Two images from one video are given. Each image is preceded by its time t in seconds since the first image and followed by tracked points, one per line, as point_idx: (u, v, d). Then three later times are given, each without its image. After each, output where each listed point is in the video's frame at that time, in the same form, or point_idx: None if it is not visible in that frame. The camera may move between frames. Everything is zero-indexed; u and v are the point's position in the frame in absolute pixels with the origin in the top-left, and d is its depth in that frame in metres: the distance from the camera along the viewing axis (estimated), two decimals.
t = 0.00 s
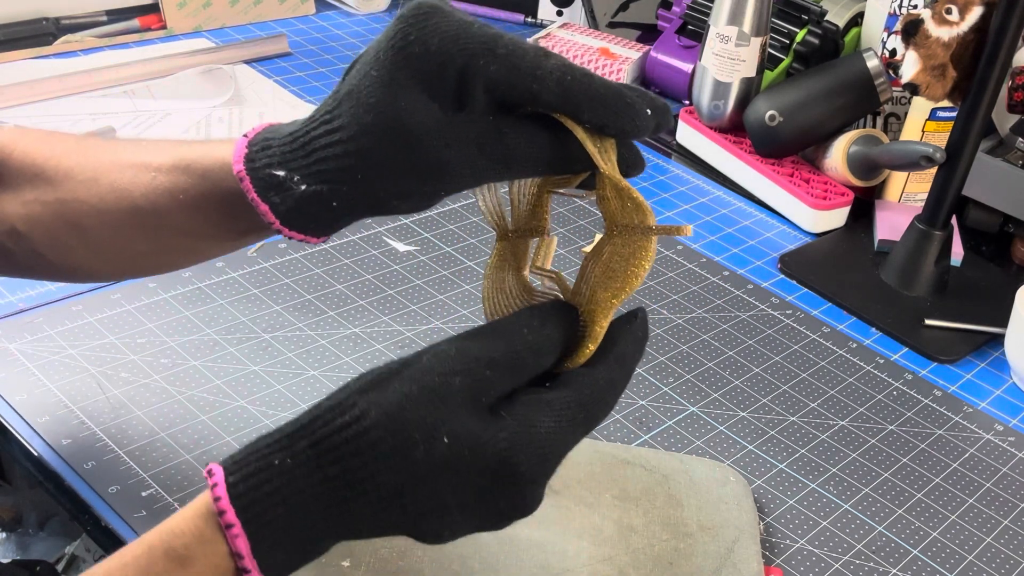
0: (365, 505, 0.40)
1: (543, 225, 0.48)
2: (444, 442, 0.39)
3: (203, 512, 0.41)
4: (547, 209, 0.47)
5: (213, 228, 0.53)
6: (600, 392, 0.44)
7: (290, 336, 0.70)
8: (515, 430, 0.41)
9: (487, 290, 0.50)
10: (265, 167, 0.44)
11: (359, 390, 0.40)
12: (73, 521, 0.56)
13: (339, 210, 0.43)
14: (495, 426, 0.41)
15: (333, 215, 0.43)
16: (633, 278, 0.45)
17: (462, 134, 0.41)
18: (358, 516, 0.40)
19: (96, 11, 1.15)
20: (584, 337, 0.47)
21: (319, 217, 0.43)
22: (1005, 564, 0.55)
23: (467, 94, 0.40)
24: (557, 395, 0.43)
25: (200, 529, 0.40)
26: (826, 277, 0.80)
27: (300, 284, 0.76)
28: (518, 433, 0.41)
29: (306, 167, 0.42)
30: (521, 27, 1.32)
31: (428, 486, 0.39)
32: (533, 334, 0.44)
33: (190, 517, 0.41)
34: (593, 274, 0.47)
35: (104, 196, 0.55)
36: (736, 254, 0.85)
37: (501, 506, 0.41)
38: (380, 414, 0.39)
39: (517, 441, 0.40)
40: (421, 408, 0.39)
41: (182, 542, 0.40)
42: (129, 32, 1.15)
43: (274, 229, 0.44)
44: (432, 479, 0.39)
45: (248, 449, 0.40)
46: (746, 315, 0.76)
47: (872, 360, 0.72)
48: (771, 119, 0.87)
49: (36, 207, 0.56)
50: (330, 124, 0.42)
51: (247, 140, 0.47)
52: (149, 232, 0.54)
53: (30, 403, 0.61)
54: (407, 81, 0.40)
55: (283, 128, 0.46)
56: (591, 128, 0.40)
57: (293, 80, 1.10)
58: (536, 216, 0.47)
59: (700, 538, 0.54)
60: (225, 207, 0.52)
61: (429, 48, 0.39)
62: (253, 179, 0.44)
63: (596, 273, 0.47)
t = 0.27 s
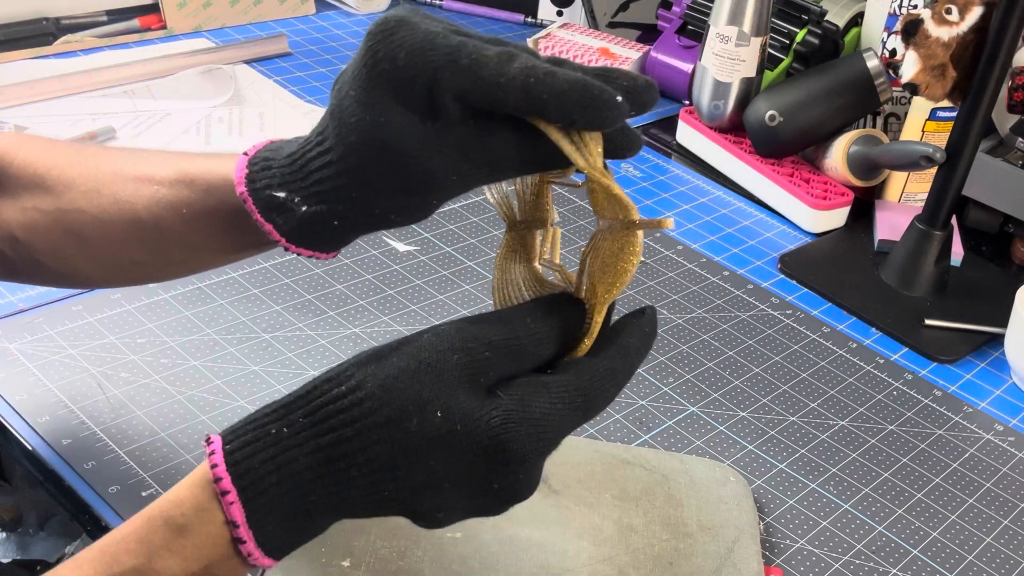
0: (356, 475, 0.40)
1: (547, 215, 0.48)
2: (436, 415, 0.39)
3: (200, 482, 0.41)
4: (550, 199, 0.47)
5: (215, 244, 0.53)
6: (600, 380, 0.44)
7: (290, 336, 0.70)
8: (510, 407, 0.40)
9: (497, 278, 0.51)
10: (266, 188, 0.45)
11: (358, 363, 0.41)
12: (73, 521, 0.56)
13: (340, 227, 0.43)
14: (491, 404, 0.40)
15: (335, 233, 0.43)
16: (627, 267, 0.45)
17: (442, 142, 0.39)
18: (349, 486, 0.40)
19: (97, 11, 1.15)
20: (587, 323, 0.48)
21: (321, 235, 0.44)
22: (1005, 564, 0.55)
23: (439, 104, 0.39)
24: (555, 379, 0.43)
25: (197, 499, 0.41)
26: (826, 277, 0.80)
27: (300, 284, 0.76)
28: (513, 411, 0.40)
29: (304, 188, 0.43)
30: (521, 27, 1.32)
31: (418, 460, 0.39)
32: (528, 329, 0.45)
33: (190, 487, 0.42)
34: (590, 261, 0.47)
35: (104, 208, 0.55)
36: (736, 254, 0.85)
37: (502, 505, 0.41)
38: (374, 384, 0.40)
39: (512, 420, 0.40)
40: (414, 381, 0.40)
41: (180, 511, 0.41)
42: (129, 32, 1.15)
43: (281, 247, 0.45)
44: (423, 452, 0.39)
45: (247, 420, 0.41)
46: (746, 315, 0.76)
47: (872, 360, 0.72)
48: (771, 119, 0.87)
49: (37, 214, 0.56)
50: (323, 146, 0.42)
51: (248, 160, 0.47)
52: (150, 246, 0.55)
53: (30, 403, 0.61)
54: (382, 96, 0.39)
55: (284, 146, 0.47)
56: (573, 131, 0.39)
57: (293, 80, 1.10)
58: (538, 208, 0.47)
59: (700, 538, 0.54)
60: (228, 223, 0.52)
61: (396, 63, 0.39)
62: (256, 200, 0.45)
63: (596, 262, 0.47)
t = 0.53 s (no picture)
0: (359, 471, 0.40)
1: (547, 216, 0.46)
2: (439, 415, 0.40)
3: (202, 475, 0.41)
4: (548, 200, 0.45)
5: (212, 261, 0.53)
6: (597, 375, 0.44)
7: (290, 336, 0.70)
8: (512, 410, 0.41)
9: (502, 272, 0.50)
10: (259, 210, 0.46)
11: (362, 360, 0.42)
12: (73, 521, 0.56)
13: (334, 249, 0.44)
14: (494, 406, 0.41)
15: (329, 254, 0.44)
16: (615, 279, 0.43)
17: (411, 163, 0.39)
18: (355, 482, 0.41)
19: (97, 11, 1.15)
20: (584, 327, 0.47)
21: (315, 256, 0.44)
22: (1005, 564, 0.55)
23: (411, 125, 0.39)
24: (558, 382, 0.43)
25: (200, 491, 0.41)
26: (826, 277, 0.80)
27: (300, 284, 0.76)
28: (515, 414, 0.41)
29: (296, 210, 0.44)
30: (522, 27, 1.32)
31: (420, 458, 0.40)
32: (535, 332, 0.45)
33: (194, 480, 0.41)
34: (587, 263, 0.46)
35: (102, 224, 0.55)
36: (736, 254, 0.85)
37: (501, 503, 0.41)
38: (379, 381, 0.40)
39: (513, 422, 0.40)
40: (419, 380, 0.40)
41: (184, 504, 0.41)
42: (129, 32, 1.15)
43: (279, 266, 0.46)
44: (424, 451, 0.40)
45: (251, 413, 0.42)
46: (746, 315, 0.76)
47: (872, 360, 0.72)
48: (771, 120, 0.87)
49: (35, 224, 0.56)
50: (310, 169, 0.43)
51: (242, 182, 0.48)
52: (148, 262, 0.55)
53: (30, 403, 0.61)
54: (361, 119, 0.39)
55: (279, 167, 0.48)
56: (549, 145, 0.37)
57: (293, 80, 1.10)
58: (536, 208, 0.46)
59: (700, 539, 0.54)
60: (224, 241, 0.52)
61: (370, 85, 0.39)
62: (250, 221, 0.46)
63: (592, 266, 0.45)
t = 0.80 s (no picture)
0: (379, 483, 0.40)
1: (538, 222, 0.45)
2: (459, 425, 0.40)
3: (222, 488, 0.41)
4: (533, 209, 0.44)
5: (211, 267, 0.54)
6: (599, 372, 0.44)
7: (290, 336, 0.70)
8: (532, 416, 0.41)
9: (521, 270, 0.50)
10: (223, 221, 0.47)
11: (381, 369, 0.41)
12: (73, 521, 0.56)
13: (295, 261, 0.45)
14: (513, 413, 0.41)
15: (291, 266, 0.45)
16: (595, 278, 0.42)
17: (364, 178, 0.40)
18: (373, 492, 0.40)
19: (97, 11, 1.15)
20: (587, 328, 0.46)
21: (276, 268, 0.46)
22: (1005, 564, 0.55)
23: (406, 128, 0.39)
24: (577, 387, 0.43)
25: (219, 505, 0.41)
26: (826, 277, 0.80)
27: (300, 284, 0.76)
28: (535, 421, 0.41)
29: (257, 224, 0.45)
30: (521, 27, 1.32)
31: (442, 469, 0.40)
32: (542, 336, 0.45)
33: (213, 493, 0.42)
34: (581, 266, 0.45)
35: (76, 232, 0.57)
36: (736, 254, 0.85)
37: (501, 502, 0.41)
38: (398, 394, 0.39)
39: (534, 429, 0.41)
40: (440, 392, 0.40)
41: (204, 517, 0.41)
42: (129, 32, 1.15)
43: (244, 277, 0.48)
44: (447, 462, 0.40)
45: (269, 425, 0.41)
46: (746, 315, 0.76)
47: (872, 360, 0.72)
48: (771, 119, 0.87)
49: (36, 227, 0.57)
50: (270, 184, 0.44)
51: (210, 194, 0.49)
52: (122, 271, 0.57)
53: (30, 403, 0.61)
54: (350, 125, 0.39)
55: (245, 179, 0.48)
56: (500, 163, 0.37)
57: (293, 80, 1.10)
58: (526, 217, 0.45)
59: (700, 538, 0.54)
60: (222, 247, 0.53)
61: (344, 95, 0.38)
62: (216, 234, 0.48)
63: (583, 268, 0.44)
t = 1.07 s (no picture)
0: (404, 510, 0.41)
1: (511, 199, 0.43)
2: (479, 444, 0.40)
3: (237, 524, 0.41)
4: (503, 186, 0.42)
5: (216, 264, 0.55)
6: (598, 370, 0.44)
7: (290, 336, 0.70)
8: (549, 423, 0.42)
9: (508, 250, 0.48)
10: (200, 216, 0.51)
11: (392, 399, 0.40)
12: (73, 522, 0.56)
13: (269, 253, 0.49)
14: (529, 423, 0.42)
15: (266, 260, 0.50)
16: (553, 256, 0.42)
17: (344, 176, 0.43)
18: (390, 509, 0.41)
19: (97, 11, 1.15)
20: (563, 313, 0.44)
21: (253, 261, 0.50)
22: (1005, 564, 0.55)
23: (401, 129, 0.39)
24: (586, 381, 0.44)
25: (237, 541, 0.41)
26: (826, 277, 0.80)
27: (300, 284, 0.76)
28: (552, 427, 0.42)
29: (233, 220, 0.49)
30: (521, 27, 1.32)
31: (466, 490, 0.41)
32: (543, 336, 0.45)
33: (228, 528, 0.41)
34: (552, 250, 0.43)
35: (61, 229, 0.57)
36: (736, 254, 0.85)
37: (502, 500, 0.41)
38: (416, 424, 0.39)
39: (552, 436, 0.42)
40: (457, 414, 0.40)
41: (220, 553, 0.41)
42: (129, 32, 1.15)
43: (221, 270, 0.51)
44: (471, 481, 0.41)
45: (283, 461, 0.40)
46: (746, 315, 0.76)
47: (872, 360, 0.72)
48: (771, 119, 0.87)
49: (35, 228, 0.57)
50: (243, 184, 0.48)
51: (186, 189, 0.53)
52: (108, 268, 0.57)
53: (30, 403, 0.61)
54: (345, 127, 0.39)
55: (220, 176, 0.52)
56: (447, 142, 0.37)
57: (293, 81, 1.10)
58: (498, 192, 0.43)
59: (700, 538, 0.54)
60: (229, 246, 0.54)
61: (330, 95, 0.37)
62: (193, 229, 0.51)
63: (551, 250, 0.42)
